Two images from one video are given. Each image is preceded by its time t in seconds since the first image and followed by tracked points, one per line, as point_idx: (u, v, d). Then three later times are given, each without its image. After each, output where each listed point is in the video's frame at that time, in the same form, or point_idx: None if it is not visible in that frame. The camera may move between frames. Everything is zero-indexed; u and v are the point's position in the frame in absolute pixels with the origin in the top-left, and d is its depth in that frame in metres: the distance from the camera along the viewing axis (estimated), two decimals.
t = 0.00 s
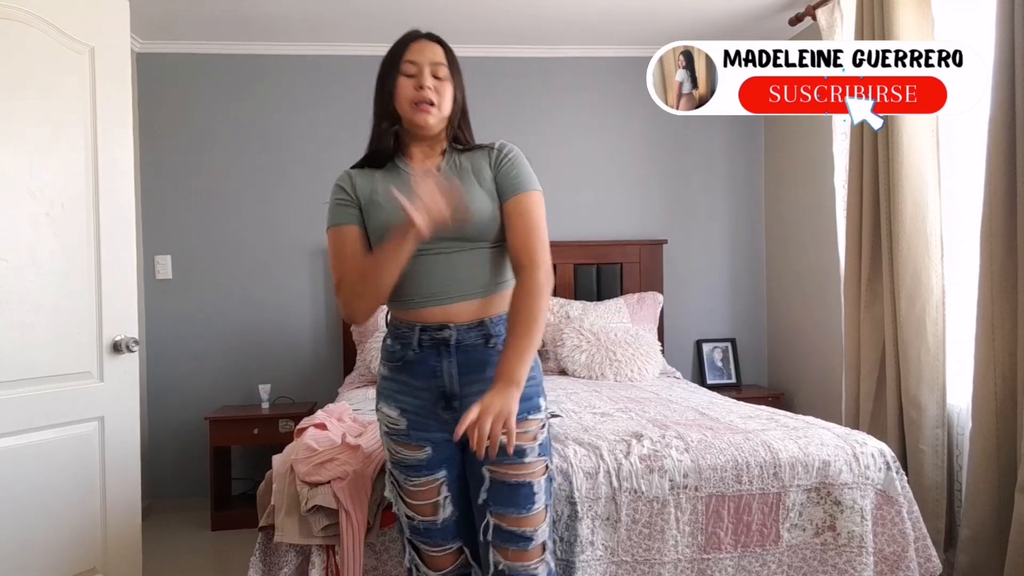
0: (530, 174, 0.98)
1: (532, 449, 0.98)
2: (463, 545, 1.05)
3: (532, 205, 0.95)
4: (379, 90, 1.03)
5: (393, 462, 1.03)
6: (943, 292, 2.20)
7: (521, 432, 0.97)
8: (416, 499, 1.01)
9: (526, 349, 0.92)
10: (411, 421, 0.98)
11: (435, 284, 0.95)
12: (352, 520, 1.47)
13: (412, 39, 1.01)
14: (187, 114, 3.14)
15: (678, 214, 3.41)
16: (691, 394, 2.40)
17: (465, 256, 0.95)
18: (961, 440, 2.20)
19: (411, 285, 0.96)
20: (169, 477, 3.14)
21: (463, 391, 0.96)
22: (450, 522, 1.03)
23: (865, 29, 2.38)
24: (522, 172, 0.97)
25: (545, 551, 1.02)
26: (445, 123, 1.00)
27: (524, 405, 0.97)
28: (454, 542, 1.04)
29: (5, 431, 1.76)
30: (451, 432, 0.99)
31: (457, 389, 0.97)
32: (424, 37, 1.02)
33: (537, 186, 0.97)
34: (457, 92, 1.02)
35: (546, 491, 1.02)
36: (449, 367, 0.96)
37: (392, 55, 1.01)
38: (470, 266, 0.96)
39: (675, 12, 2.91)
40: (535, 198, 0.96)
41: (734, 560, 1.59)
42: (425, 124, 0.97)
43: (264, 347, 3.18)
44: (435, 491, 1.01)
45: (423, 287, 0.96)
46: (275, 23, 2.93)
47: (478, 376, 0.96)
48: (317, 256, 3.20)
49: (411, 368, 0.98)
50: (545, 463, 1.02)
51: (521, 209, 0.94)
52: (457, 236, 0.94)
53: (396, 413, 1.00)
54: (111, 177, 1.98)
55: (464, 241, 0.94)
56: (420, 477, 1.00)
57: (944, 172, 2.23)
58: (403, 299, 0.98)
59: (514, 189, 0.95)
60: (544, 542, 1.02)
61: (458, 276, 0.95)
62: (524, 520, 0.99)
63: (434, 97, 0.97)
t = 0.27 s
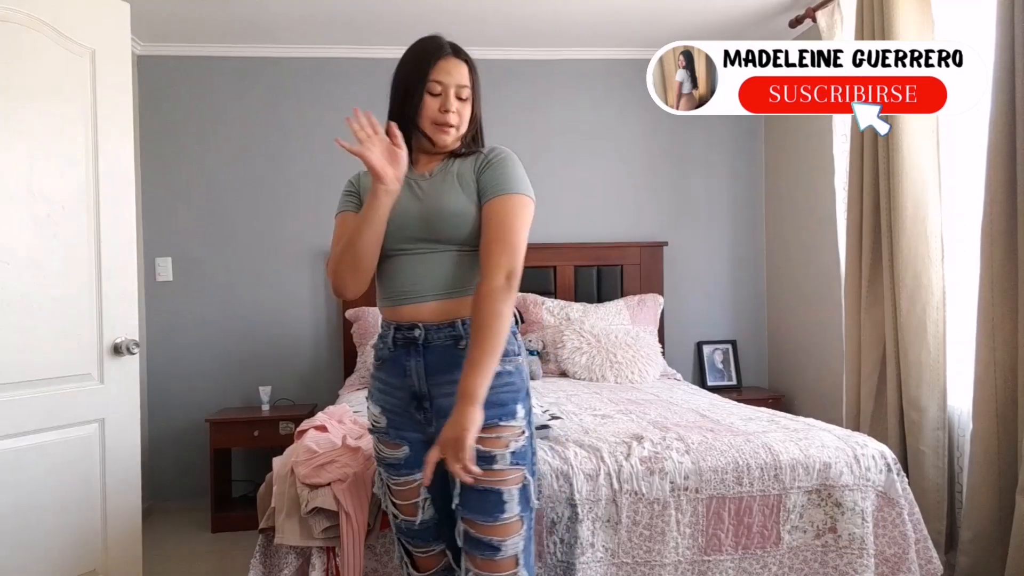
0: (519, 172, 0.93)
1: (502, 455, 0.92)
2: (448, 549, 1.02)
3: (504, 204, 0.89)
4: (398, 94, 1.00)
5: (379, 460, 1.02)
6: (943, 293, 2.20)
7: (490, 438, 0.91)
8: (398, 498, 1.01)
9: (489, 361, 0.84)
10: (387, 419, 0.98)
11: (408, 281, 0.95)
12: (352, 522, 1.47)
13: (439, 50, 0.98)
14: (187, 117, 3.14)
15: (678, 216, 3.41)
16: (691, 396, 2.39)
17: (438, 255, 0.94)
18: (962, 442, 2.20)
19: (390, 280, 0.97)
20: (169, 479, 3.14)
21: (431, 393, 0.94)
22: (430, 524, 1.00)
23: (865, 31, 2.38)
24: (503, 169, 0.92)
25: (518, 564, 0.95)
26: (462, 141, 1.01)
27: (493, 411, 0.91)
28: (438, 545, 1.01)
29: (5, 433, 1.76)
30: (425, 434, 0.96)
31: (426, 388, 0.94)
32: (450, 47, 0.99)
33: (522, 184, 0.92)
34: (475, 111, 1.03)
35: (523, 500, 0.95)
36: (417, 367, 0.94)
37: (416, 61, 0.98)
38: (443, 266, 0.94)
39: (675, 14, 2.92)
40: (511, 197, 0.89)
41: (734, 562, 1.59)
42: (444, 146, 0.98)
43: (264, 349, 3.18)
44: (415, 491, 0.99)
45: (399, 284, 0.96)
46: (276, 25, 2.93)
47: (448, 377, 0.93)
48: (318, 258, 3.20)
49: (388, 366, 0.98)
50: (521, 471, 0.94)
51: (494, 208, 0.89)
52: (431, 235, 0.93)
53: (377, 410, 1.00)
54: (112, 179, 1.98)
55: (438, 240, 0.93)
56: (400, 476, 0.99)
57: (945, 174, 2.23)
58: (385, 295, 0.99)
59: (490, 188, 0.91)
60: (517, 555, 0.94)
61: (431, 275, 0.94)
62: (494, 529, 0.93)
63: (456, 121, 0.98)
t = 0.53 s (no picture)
0: (513, 177, 0.91)
1: (484, 457, 0.91)
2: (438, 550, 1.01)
3: (490, 209, 0.88)
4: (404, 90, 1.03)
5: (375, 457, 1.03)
6: (943, 294, 2.20)
7: (472, 440, 0.91)
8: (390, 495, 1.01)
9: (462, 369, 0.84)
10: (379, 418, 0.99)
11: (398, 280, 0.96)
12: (352, 523, 1.47)
13: (441, 46, 1.01)
14: (187, 118, 3.14)
15: (678, 217, 3.41)
16: (691, 397, 2.39)
17: (428, 259, 0.94)
18: (962, 443, 2.20)
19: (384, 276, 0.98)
20: (169, 480, 3.14)
21: (416, 394, 0.94)
22: (421, 524, 1.00)
23: (866, 32, 2.38)
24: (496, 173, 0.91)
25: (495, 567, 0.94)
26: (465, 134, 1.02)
27: (476, 413, 0.91)
28: (427, 545, 1.00)
29: (4, 434, 1.76)
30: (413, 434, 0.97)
31: (410, 389, 0.94)
32: (453, 43, 1.01)
33: (513, 190, 0.90)
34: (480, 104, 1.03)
35: (505, 502, 0.95)
36: (402, 368, 0.94)
37: (419, 58, 1.01)
38: (431, 269, 0.94)
39: (675, 15, 2.92)
40: (498, 204, 0.88)
41: (734, 563, 1.59)
42: (445, 137, 0.99)
43: (264, 350, 3.18)
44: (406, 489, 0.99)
45: (391, 283, 0.97)
46: (276, 26, 2.93)
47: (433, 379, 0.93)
48: (318, 259, 3.21)
49: (380, 364, 0.99)
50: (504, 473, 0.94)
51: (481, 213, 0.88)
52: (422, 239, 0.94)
53: (371, 407, 1.02)
54: (112, 179, 1.98)
55: (427, 243, 0.94)
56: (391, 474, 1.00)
57: (945, 175, 2.23)
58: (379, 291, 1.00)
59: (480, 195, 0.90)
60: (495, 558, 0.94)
61: (419, 277, 0.94)
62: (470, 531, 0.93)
63: (457, 110, 0.98)
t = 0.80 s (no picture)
0: (513, 185, 0.88)
1: (479, 462, 0.91)
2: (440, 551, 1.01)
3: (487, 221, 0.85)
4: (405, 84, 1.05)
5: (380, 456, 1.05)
6: (944, 295, 2.20)
7: (468, 446, 0.91)
8: (392, 495, 1.02)
9: (461, 392, 0.84)
10: (381, 420, 1.01)
11: (399, 287, 0.96)
12: (352, 525, 1.47)
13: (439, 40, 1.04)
14: (188, 119, 3.15)
15: (678, 218, 3.41)
16: (691, 398, 2.39)
17: (427, 268, 0.94)
18: (963, 444, 2.20)
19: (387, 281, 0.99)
20: (170, 482, 3.13)
21: (414, 400, 0.95)
22: (423, 524, 1.00)
23: (866, 32, 2.38)
24: (494, 180, 0.88)
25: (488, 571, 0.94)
26: (463, 121, 1.02)
27: (472, 421, 0.91)
28: (427, 546, 1.01)
29: (4, 435, 1.76)
30: (413, 438, 0.97)
31: (409, 395, 0.95)
32: (452, 38, 1.04)
33: (513, 200, 0.87)
34: (481, 93, 1.04)
35: (500, 508, 0.95)
36: (401, 374, 0.95)
37: (420, 53, 1.04)
38: (430, 278, 0.94)
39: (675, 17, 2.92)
40: (496, 216, 0.86)
41: (735, 565, 1.59)
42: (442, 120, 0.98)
43: (264, 351, 3.18)
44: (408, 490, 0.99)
45: (392, 288, 0.98)
46: (276, 28, 2.93)
47: (430, 386, 0.94)
48: (318, 260, 3.21)
49: (382, 367, 1.00)
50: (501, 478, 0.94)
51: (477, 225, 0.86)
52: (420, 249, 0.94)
53: (375, 408, 1.04)
54: (113, 181, 1.98)
55: (426, 253, 0.93)
56: (393, 475, 1.01)
57: (945, 176, 2.23)
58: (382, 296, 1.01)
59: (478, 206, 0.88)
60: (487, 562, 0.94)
61: (419, 285, 0.95)
62: (461, 534, 0.93)
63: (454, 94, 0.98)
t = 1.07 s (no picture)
0: (512, 187, 0.90)
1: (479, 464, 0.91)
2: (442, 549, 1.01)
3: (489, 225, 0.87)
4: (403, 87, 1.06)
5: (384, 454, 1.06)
6: (943, 295, 2.20)
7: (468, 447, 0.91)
8: (394, 494, 1.02)
9: (475, 399, 0.86)
10: (384, 420, 1.01)
11: (401, 290, 0.96)
12: (352, 526, 1.47)
13: (436, 42, 1.04)
14: (188, 120, 3.15)
15: (678, 219, 3.42)
16: (691, 399, 2.39)
17: (429, 271, 0.94)
18: (963, 445, 2.20)
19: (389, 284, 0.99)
20: (170, 482, 3.14)
21: (416, 401, 0.95)
22: (424, 523, 1.00)
23: (865, 33, 2.38)
24: (494, 181, 0.89)
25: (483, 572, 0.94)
26: (462, 126, 1.04)
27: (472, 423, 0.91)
28: (429, 545, 1.01)
29: (4, 436, 1.76)
30: (415, 438, 0.98)
31: (410, 396, 0.95)
32: (449, 39, 1.05)
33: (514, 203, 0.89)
34: (480, 96, 1.05)
35: (498, 510, 0.95)
36: (403, 375, 0.96)
37: (417, 54, 1.04)
38: (432, 281, 0.94)
39: (674, 18, 2.92)
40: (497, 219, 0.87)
41: (735, 565, 1.59)
42: (440, 127, 1.01)
43: (264, 352, 3.19)
44: (409, 489, 1.00)
45: (395, 292, 0.97)
46: (277, 29, 2.94)
47: (432, 388, 0.94)
48: (318, 261, 3.21)
49: (385, 368, 1.01)
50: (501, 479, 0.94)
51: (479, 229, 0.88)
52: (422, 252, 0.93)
53: (378, 407, 1.04)
54: (113, 181, 1.98)
55: (428, 256, 0.93)
56: (396, 474, 1.01)
57: (944, 176, 2.23)
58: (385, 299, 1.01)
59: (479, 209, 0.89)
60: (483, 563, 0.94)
61: (421, 288, 0.94)
62: (461, 534, 0.93)
63: (451, 101, 1.01)
